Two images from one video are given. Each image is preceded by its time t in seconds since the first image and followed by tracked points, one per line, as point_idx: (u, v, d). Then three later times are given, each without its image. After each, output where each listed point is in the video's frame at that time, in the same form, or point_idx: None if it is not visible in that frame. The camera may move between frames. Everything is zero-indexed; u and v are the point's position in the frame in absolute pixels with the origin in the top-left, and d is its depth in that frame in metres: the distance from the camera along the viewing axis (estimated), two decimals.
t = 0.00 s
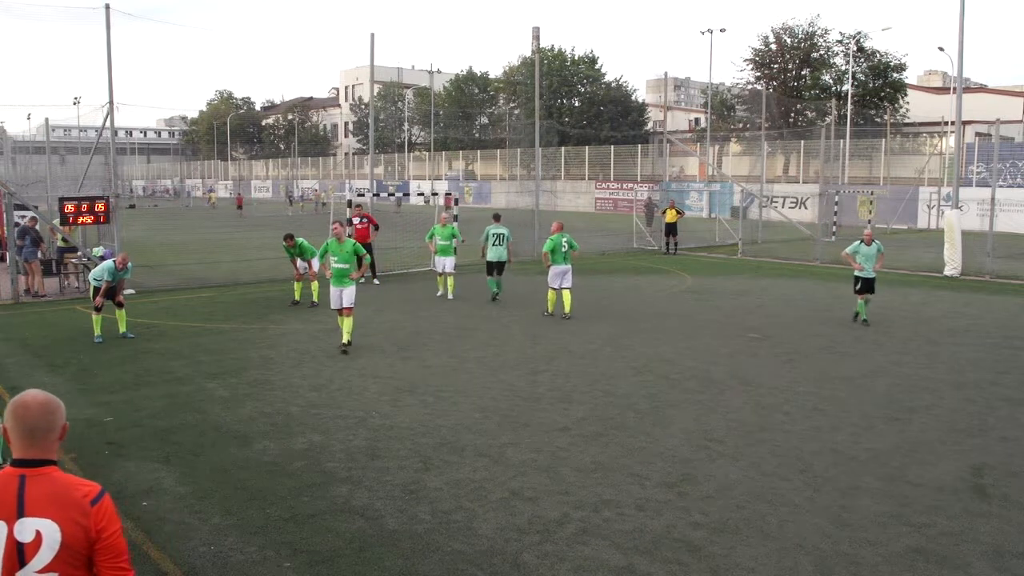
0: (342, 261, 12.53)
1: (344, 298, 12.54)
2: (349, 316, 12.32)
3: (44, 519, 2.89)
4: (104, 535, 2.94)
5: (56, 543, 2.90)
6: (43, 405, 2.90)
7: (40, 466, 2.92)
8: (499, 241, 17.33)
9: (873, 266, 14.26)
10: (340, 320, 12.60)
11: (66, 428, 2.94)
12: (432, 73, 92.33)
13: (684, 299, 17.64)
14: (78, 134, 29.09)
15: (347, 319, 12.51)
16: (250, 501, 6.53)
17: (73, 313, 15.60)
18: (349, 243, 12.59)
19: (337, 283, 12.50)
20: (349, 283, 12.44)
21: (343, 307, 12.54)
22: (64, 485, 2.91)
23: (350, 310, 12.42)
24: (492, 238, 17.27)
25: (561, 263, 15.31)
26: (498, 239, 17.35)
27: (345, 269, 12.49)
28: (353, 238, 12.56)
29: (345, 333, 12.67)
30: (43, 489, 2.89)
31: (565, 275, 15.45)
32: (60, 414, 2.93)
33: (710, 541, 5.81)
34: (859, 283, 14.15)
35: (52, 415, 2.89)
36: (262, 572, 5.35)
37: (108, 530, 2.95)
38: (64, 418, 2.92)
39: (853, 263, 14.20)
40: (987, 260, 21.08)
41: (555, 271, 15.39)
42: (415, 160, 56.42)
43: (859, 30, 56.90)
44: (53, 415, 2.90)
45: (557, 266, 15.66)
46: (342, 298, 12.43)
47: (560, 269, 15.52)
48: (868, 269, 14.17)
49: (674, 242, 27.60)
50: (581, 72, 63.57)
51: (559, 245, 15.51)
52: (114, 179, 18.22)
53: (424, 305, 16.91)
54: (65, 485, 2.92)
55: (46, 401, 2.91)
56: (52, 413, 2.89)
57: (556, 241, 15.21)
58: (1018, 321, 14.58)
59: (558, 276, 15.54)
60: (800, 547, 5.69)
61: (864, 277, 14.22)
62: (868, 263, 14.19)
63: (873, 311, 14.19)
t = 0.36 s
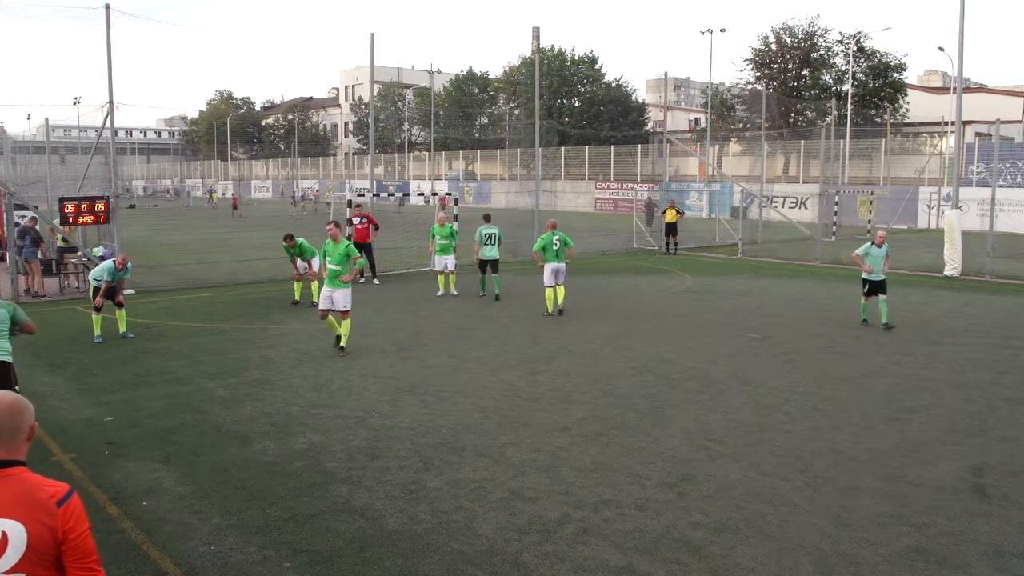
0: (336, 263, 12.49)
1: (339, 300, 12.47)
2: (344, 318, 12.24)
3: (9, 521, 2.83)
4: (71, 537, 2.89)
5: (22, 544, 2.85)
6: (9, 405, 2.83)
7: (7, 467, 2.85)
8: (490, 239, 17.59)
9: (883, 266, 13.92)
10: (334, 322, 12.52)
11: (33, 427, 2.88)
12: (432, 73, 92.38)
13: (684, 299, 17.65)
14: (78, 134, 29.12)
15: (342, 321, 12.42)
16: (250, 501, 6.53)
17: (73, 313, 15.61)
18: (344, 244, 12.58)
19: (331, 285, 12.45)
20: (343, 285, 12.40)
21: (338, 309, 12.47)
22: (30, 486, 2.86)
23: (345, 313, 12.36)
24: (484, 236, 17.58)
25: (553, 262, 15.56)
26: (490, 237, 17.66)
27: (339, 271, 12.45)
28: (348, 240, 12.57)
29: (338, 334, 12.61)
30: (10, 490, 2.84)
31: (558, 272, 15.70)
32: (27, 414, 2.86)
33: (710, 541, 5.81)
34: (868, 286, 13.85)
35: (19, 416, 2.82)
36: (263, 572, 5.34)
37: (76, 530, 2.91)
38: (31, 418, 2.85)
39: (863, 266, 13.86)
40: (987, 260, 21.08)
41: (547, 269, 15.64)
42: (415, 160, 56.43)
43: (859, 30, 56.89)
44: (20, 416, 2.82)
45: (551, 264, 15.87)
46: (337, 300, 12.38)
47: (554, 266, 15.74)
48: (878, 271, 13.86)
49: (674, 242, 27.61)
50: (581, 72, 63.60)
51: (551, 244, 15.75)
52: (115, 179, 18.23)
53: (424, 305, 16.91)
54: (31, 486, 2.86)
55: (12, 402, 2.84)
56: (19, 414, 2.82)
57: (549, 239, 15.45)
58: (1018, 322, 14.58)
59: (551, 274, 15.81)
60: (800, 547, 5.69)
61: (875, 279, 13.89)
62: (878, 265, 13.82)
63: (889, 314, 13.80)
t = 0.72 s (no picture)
0: (326, 264, 12.44)
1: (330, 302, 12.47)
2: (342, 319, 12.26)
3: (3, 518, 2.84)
4: (64, 533, 2.91)
5: (14, 541, 2.85)
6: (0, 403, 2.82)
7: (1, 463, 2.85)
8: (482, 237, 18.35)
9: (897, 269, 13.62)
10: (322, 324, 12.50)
11: (26, 425, 2.88)
12: (432, 73, 92.39)
13: (684, 299, 17.65)
14: (78, 134, 29.13)
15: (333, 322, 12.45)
16: (249, 501, 6.53)
17: (73, 313, 15.62)
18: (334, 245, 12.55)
19: (324, 286, 12.40)
20: (338, 287, 12.44)
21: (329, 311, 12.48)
22: (23, 482, 2.86)
23: (341, 315, 12.44)
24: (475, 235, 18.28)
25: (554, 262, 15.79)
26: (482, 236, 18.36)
27: (331, 272, 12.43)
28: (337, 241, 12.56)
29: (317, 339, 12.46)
30: (4, 487, 2.84)
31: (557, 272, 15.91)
32: (19, 411, 2.86)
33: (710, 541, 5.80)
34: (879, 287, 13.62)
35: (11, 414, 2.82)
36: (263, 572, 5.34)
37: (68, 527, 2.92)
38: (24, 416, 2.85)
39: (874, 266, 13.69)
40: (987, 260, 21.09)
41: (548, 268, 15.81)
42: (415, 160, 56.46)
43: (859, 30, 56.89)
44: (13, 414, 2.82)
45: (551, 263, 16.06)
46: (331, 302, 12.39)
47: (553, 265, 15.91)
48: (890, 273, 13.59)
49: (674, 242, 27.63)
50: (581, 72, 63.63)
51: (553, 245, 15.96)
52: (114, 179, 18.26)
53: (423, 304, 16.94)
54: (23, 483, 2.86)
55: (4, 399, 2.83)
56: (12, 412, 2.82)
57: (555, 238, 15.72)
58: (1018, 322, 14.58)
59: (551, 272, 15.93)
60: (801, 547, 5.68)
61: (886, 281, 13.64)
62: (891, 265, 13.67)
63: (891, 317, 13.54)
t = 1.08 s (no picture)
0: (316, 264, 12.44)
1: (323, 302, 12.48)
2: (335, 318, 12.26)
3: (24, 507, 2.89)
4: (84, 524, 2.94)
5: (37, 530, 2.90)
6: (20, 395, 2.90)
7: (21, 456, 2.91)
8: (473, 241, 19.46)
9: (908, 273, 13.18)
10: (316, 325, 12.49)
11: (46, 419, 2.97)
12: (432, 73, 92.39)
13: (684, 299, 17.65)
14: (78, 134, 29.14)
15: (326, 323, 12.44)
16: (249, 501, 6.53)
17: (73, 313, 15.62)
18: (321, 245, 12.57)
19: (315, 286, 12.40)
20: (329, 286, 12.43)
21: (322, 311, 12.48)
22: (43, 473, 2.91)
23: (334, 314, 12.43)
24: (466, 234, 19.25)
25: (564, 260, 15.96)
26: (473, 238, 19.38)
27: (321, 272, 12.43)
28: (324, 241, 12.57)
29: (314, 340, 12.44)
30: (24, 478, 2.89)
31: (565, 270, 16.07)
32: (39, 406, 2.95)
33: (710, 541, 5.80)
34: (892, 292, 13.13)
35: (30, 408, 2.91)
36: (263, 573, 5.34)
37: (88, 518, 2.95)
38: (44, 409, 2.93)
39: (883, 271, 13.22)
40: (987, 260, 21.10)
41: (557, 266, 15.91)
42: (415, 160, 56.47)
43: (859, 30, 56.89)
44: (32, 407, 2.91)
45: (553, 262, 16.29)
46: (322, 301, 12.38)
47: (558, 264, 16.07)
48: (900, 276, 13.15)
49: (674, 242, 27.64)
50: (581, 72, 63.65)
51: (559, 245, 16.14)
52: (115, 178, 18.28)
53: (423, 305, 16.94)
54: (42, 475, 2.91)
55: (23, 394, 2.91)
56: (32, 405, 2.91)
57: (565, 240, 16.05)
58: (1018, 322, 14.58)
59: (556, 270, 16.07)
60: (801, 546, 5.68)
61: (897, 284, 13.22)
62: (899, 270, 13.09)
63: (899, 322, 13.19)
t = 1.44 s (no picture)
0: (314, 264, 12.46)
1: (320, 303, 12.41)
2: (324, 320, 12.14)
3: (58, 495, 3.04)
4: (112, 512, 3.10)
5: (68, 517, 3.05)
6: (53, 389, 3.06)
7: (52, 446, 3.06)
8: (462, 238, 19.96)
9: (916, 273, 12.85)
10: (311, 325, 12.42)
11: (75, 412, 3.11)
12: (432, 73, 92.41)
13: (684, 299, 17.66)
14: (78, 134, 29.15)
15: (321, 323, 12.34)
16: (249, 501, 6.53)
17: (73, 313, 15.62)
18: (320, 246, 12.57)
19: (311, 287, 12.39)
20: (324, 286, 12.35)
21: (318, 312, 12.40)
22: (73, 464, 3.07)
23: (328, 314, 12.32)
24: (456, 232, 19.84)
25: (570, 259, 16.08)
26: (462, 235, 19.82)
27: (319, 273, 12.40)
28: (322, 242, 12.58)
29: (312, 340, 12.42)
30: (56, 468, 3.05)
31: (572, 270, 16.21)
32: (69, 399, 3.09)
33: (710, 540, 5.81)
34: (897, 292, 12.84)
35: (61, 400, 3.05)
36: (263, 572, 5.34)
37: (116, 506, 3.10)
38: (75, 403, 3.08)
39: (891, 272, 12.93)
40: (987, 260, 21.10)
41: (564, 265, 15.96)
42: (415, 160, 56.46)
43: (859, 30, 56.90)
44: (64, 400, 3.05)
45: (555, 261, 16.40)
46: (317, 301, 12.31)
47: (563, 263, 16.16)
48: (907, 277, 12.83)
49: (674, 242, 27.66)
50: (581, 72, 63.66)
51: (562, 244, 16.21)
52: (115, 178, 18.28)
53: (423, 305, 16.95)
54: (74, 465, 3.07)
55: (55, 386, 3.06)
56: (62, 398, 3.05)
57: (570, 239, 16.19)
58: (1019, 322, 14.57)
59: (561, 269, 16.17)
60: (801, 547, 5.68)
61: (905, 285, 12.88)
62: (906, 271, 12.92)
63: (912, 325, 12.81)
